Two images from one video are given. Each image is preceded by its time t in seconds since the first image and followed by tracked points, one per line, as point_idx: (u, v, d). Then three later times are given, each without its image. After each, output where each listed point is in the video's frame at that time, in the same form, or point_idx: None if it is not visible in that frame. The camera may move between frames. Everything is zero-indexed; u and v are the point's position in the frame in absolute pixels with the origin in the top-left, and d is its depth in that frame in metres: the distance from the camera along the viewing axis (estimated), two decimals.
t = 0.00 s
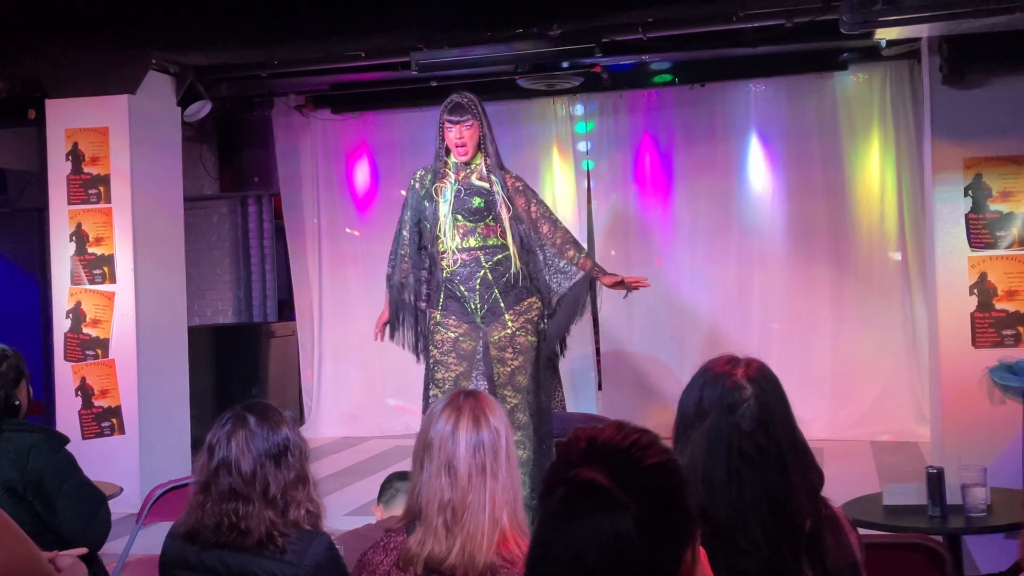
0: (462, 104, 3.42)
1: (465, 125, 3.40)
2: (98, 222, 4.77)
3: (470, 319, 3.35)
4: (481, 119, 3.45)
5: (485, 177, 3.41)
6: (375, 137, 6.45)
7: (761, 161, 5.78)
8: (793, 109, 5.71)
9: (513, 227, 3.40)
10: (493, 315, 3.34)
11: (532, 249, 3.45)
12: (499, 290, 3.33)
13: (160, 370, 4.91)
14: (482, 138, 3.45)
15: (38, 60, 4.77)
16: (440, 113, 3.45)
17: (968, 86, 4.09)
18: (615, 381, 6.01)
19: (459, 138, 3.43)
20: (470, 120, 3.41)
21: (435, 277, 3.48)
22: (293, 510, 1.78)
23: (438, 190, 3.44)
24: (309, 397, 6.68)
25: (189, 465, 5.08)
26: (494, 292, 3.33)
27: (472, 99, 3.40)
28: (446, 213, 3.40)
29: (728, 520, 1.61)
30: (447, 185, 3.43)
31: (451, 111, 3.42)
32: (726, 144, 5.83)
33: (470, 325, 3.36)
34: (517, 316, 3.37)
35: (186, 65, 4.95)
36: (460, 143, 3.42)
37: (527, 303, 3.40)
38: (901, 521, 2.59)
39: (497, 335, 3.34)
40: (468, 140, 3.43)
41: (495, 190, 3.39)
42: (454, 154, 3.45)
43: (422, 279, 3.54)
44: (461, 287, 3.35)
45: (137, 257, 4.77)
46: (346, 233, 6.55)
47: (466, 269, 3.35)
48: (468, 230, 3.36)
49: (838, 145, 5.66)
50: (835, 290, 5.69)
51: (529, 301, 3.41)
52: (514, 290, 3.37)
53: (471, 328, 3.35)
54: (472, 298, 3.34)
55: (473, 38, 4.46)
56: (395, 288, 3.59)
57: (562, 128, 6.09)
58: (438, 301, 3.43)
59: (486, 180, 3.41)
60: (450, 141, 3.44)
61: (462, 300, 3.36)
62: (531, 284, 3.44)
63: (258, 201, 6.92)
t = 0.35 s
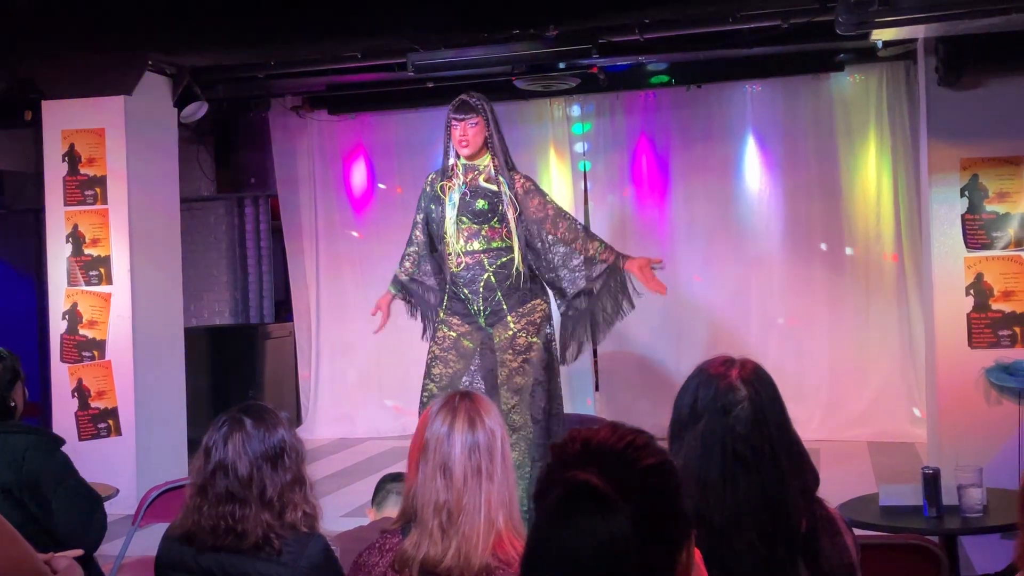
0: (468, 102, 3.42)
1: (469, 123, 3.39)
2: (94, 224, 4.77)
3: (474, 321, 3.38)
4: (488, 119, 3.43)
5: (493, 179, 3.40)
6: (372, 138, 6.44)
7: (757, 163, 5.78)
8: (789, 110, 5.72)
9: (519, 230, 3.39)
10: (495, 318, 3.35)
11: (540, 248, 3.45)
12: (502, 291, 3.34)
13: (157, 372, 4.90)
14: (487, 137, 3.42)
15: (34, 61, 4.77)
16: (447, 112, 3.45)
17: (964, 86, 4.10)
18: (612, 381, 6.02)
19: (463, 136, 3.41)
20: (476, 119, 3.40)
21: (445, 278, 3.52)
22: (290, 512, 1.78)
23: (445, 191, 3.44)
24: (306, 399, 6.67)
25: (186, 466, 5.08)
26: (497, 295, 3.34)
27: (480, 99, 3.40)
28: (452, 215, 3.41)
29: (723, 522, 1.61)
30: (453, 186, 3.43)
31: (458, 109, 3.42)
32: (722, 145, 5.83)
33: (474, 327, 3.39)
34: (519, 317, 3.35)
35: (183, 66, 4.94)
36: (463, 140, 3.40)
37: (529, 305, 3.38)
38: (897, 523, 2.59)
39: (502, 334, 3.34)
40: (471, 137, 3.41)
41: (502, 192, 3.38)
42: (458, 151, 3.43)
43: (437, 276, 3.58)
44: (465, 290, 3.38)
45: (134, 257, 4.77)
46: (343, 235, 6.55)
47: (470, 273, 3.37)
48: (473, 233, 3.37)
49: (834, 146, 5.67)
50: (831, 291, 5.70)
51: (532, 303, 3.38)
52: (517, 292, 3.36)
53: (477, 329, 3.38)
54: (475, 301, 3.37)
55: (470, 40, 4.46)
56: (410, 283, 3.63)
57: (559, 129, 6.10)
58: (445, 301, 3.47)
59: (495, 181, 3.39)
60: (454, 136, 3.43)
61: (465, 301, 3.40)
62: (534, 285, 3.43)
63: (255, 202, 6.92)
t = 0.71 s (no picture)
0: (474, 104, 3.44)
1: (466, 122, 3.41)
2: (93, 225, 4.76)
3: (469, 324, 3.38)
4: (492, 122, 3.46)
5: (485, 184, 3.39)
6: (370, 139, 6.44)
7: (755, 165, 5.79)
8: (787, 111, 5.73)
9: (510, 235, 3.39)
10: (490, 319, 3.35)
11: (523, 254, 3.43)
12: (495, 293, 3.34)
13: (155, 373, 4.90)
14: (483, 142, 3.44)
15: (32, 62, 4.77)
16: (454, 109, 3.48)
17: (963, 87, 4.09)
18: (609, 381, 6.02)
19: (456, 133, 3.43)
20: (475, 121, 3.42)
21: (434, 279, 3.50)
22: (290, 514, 1.78)
23: (441, 190, 3.42)
24: (305, 400, 6.66)
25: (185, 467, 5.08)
26: (489, 296, 3.35)
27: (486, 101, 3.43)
28: (446, 216, 3.39)
29: (721, 523, 1.61)
30: (448, 187, 3.41)
31: (465, 107, 3.46)
32: (720, 147, 5.84)
33: (471, 330, 3.38)
34: (512, 317, 3.36)
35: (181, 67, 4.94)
36: (454, 137, 3.43)
37: (523, 304, 3.38)
38: (895, 523, 2.60)
39: (497, 335, 3.35)
40: (461, 137, 3.42)
41: (495, 197, 3.37)
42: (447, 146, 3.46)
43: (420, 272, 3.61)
44: (457, 292, 3.37)
45: (132, 258, 4.76)
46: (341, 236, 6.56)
47: (462, 275, 3.36)
48: (466, 235, 3.36)
49: (832, 146, 5.67)
50: (828, 292, 5.71)
51: (525, 303, 3.39)
52: (510, 293, 3.37)
53: (471, 331, 3.38)
54: (468, 303, 3.36)
55: (468, 41, 4.46)
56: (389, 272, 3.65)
57: (557, 130, 6.10)
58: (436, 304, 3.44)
59: (486, 185, 3.39)
60: (448, 129, 3.45)
61: (459, 304, 3.38)
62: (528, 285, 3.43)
63: (253, 203, 6.92)
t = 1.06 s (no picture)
0: (480, 107, 3.40)
1: (478, 128, 3.38)
2: (92, 225, 4.77)
3: (472, 325, 3.36)
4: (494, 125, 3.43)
5: (492, 189, 3.38)
6: (370, 140, 6.44)
7: (754, 166, 5.79)
8: (787, 112, 5.73)
9: (513, 241, 3.39)
10: (493, 319, 3.35)
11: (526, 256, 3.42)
12: (498, 293, 3.34)
13: (154, 373, 4.89)
14: (489, 147, 3.42)
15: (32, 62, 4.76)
16: (456, 110, 3.42)
17: (962, 88, 4.10)
18: (608, 381, 6.03)
19: (469, 138, 3.40)
20: (484, 125, 3.40)
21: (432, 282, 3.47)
22: (291, 516, 1.78)
23: (444, 193, 3.40)
24: (304, 401, 6.66)
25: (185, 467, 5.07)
26: (492, 296, 3.34)
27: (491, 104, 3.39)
28: (449, 219, 3.37)
29: (721, 524, 1.60)
30: (450, 191, 3.39)
31: (468, 111, 3.40)
32: (720, 148, 5.84)
33: (473, 330, 3.37)
34: (516, 317, 3.37)
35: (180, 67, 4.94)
36: (467, 145, 3.39)
37: (526, 304, 3.39)
38: (895, 524, 2.60)
39: (499, 336, 3.36)
40: (476, 142, 3.40)
41: (499, 201, 3.38)
42: (458, 155, 3.41)
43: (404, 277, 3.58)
44: (461, 293, 3.36)
45: (131, 258, 4.76)
46: (340, 236, 6.55)
47: (465, 276, 3.35)
48: (467, 238, 3.35)
49: (831, 147, 5.67)
50: (827, 292, 5.71)
51: (529, 302, 3.40)
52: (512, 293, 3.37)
53: (473, 332, 3.37)
54: (472, 304, 3.35)
55: (466, 42, 4.46)
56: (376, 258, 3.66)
57: (556, 131, 6.09)
58: (436, 305, 3.42)
59: (493, 192, 3.38)
60: (458, 138, 3.40)
61: (461, 305, 3.37)
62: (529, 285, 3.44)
63: (253, 204, 6.93)
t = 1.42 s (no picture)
0: (477, 107, 3.40)
1: (480, 129, 3.38)
2: (92, 226, 4.77)
3: (474, 325, 3.36)
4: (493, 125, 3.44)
5: (497, 187, 3.40)
6: (369, 140, 6.44)
7: (753, 167, 5.79)
8: (786, 111, 5.73)
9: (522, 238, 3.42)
10: (495, 320, 3.35)
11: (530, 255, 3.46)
12: (501, 293, 3.35)
13: (154, 373, 4.89)
14: (492, 144, 3.44)
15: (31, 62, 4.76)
16: (454, 114, 3.41)
17: (961, 87, 4.11)
18: (607, 382, 6.03)
19: (473, 141, 3.40)
20: (485, 124, 3.40)
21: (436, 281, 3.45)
22: (293, 517, 1.78)
23: (453, 193, 3.40)
24: (304, 402, 6.66)
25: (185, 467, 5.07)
26: (495, 296, 3.35)
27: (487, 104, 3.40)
28: (459, 218, 3.36)
29: (721, 523, 1.61)
30: (459, 190, 3.39)
31: (466, 113, 3.40)
32: (719, 148, 5.84)
33: (474, 330, 3.36)
34: (518, 318, 3.37)
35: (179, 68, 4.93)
36: (472, 147, 3.39)
37: (527, 305, 3.40)
38: (894, 523, 2.60)
39: (500, 336, 3.35)
40: (481, 142, 3.40)
41: (506, 196, 3.39)
42: (464, 157, 3.41)
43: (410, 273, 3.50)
44: (465, 293, 3.36)
45: (130, 259, 4.76)
46: (341, 236, 6.56)
47: (470, 276, 3.36)
48: (475, 237, 3.36)
49: (830, 146, 5.68)
50: (827, 292, 5.71)
51: (530, 303, 3.41)
52: (515, 293, 3.38)
53: (474, 332, 3.36)
54: (474, 304, 3.35)
55: (466, 42, 4.46)
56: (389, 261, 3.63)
57: (556, 130, 6.09)
58: (440, 304, 3.41)
59: (500, 191, 3.40)
60: (461, 141, 3.40)
61: (464, 305, 3.37)
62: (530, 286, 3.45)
63: (252, 204, 6.93)
